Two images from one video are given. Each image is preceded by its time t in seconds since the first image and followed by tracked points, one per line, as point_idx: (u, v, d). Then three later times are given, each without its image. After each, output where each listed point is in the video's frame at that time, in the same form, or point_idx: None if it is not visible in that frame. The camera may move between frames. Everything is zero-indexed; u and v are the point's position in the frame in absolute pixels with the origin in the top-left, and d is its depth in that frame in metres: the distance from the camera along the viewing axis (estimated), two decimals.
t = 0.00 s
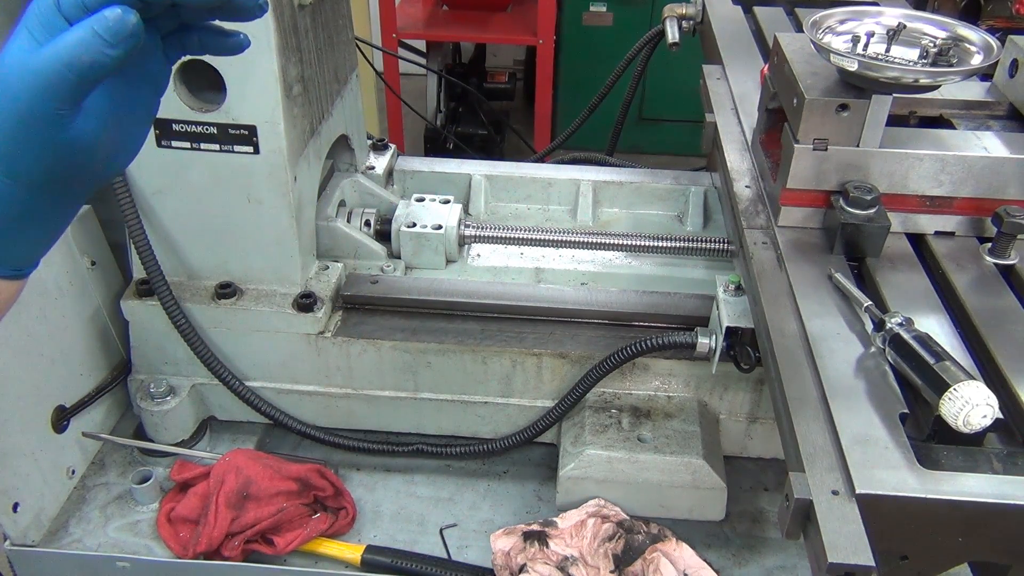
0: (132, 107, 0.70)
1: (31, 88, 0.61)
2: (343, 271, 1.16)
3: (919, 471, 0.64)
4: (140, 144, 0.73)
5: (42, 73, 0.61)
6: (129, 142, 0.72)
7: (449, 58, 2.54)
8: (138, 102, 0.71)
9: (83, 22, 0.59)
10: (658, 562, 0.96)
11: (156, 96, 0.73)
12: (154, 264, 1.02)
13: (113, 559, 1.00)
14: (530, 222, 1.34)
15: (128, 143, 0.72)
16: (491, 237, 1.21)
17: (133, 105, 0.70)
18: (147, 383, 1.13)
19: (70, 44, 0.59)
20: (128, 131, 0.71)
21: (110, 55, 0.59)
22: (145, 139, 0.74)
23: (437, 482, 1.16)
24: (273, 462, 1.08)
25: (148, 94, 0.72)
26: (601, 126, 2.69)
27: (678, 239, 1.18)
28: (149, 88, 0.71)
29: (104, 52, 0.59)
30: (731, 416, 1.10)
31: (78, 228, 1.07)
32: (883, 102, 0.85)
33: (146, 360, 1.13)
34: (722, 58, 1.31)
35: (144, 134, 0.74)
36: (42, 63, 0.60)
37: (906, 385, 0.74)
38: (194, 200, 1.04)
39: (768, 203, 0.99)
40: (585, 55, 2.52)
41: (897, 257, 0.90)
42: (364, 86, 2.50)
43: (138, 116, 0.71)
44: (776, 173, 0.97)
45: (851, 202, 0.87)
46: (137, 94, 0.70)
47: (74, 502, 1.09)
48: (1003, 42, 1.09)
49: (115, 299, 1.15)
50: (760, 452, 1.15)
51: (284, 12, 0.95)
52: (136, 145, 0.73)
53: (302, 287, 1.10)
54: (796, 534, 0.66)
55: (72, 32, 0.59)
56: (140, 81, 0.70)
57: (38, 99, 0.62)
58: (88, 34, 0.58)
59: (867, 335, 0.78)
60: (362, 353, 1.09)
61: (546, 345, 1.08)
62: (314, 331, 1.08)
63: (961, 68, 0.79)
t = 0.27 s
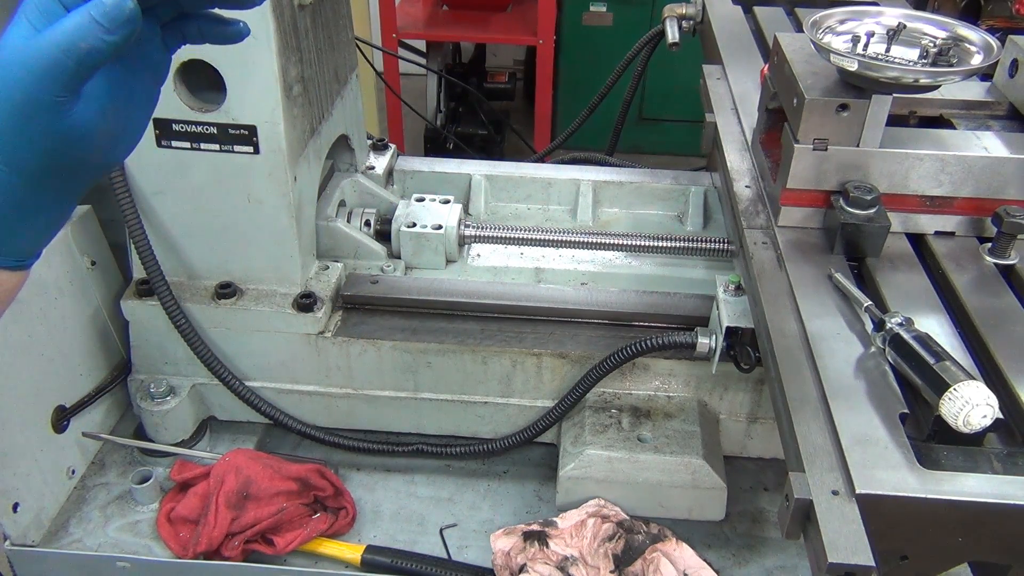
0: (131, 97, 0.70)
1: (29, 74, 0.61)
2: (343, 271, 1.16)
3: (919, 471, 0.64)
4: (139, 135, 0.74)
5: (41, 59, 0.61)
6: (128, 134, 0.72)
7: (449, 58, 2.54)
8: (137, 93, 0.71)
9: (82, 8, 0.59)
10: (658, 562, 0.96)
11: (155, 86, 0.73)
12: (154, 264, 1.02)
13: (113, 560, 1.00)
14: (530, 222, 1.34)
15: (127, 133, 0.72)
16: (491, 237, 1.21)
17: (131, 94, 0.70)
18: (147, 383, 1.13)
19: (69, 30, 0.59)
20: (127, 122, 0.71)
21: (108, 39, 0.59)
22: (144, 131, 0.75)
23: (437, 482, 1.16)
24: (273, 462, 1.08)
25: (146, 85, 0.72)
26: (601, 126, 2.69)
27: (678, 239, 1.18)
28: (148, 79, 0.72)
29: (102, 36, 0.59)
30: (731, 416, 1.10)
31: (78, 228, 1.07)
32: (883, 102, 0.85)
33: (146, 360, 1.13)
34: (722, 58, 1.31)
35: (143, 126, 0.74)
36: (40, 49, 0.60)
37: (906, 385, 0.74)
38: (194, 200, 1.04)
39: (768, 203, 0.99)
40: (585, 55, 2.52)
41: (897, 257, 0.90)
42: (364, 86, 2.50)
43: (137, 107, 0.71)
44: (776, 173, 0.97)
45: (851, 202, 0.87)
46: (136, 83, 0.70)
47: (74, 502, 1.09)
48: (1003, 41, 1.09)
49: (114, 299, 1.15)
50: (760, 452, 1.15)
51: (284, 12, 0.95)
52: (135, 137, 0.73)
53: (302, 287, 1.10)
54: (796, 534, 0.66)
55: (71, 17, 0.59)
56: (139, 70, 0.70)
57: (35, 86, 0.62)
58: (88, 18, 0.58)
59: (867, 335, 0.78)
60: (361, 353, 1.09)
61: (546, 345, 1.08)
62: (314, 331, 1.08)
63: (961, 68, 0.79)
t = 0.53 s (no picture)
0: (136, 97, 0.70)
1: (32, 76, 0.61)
2: (343, 271, 1.16)
3: (919, 471, 0.64)
4: (143, 136, 0.73)
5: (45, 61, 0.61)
6: (132, 134, 0.72)
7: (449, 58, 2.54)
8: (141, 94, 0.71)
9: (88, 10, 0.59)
10: (658, 562, 0.96)
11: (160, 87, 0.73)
12: (154, 264, 1.02)
13: (113, 560, 1.00)
14: (530, 222, 1.34)
15: (131, 134, 0.72)
16: (491, 237, 1.21)
17: (136, 95, 0.70)
18: (147, 383, 1.13)
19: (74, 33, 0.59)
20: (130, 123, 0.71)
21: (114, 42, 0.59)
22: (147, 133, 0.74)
23: (437, 482, 1.16)
24: (273, 463, 1.08)
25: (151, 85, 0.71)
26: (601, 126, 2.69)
27: (678, 239, 1.18)
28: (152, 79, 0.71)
29: (107, 38, 0.59)
30: (731, 416, 1.10)
31: (78, 228, 1.07)
32: (882, 103, 0.85)
33: (146, 360, 1.13)
34: (722, 58, 1.31)
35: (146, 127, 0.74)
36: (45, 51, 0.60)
37: (906, 385, 0.74)
38: (194, 200, 1.04)
39: (768, 203, 0.99)
40: (585, 55, 2.52)
41: (897, 257, 0.90)
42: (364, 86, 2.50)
43: (141, 109, 0.71)
44: (776, 172, 0.97)
45: (851, 202, 0.87)
46: (141, 85, 0.70)
47: (74, 502, 1.09)
48: (1003, 41, 1.09)
49: (115, 299, 1.15)
50: (760, 452, 1.14)
51: (284, 12, 0.95)
52: (138, 138, 0.73)
53: (302, 287, 1.10)
54: (796, 534, 0.66)
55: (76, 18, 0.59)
56: (145, 71, 0.70)
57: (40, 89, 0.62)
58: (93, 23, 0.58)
59: (867, 335, 0.78)
60: (362, 353, 1.09)
61: (546, 345, 1.08)
62: (314, 331, 1.08)
63: (961, 69, 0.79)
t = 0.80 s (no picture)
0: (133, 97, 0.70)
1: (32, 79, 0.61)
2: (343, 271, 1.16)
3: (919, 471, 0.64)
4: (143, 134, 0.73)
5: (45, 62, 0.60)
6: (130, 135, 0.72)
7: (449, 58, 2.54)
8: (139, 95, 0.71)
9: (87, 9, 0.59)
10: (658, 562, 0.96)
11: (158, 87, 0.73)
12: (154, 264, 1.02)
13: (113, 560, 1.00)
14: (530, 222, 1.34)
15: (128, 135, 0.71)
16: (491, 237, 1.21)
17: (133, 95, 0.70)
18: (147, 383, 1.13)
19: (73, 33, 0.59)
20: (128, 123, 0.71)
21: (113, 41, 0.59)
22: (146, 134, 0.74)
23: (437, 482, 1.16)
24: (273, 463, 1.08)
25: (149, 86, 0.71)
26: (601, 126, 2.69)
27: (678, 239, 1.18)
28: (150, 79, 0.71)
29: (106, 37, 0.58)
30: (731, 416, 1.10)
31: (78, 228, 1.07)
32: (882, 103, 0.85)
33: (146, 360, 1.13)
34: (722, 58, 1.30)
35: (144, 129, 0.73)
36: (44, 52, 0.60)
37: (906, 385, 0.74)
38: (194, 200, 1.04)
39: (767, 203, 0.99)
40: (585, 55, 2.52)
41: (897, 257, 0.90)
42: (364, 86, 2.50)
43: (139, 110, 0.71)
44: (776, 172, 0.97)
45: (851, 202, 0.87)
46: (139, 86, 0.70)
47: (74, 502, 1.09)
48: (1003, 42, 1.09)
49: (115, 299, 1.15)
50: (760, 452, 1.14)
51: (284, 12, 0.95)
52: (138, 137, 0.73)
53: (302, 287, 1.10)
54: (796, 534, 0.66)
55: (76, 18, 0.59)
56: (143, 72, 0.70)
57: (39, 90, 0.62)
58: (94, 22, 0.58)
59: (867, 335, 0.78)
60: (361, 353, 1.09)
61: (546, 345, 1.08)
62: (314, 331, 1.08)
63: (961, 68, 0.79)
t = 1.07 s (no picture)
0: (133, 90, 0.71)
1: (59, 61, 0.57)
2: (343, 271, 1.16)
3: (919, 471, 0.64)
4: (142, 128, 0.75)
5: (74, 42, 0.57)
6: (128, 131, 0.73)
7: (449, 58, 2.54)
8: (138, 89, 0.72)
9: None
10: (658, 562, 0.96)
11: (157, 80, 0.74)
12: (154, 264, 1.02)
13: (113, 559, 1.00)
14: (530, 222, 1.34)
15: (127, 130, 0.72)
16: (491, 237, 1.21)
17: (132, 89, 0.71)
18: (147, 383, 1.13)
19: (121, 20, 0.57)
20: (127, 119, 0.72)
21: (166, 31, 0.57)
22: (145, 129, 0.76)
23: (437, 482, 1.16)
24: (273, 463, 1.08)
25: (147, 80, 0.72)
26: (601, 126, 2.69)
27: (678, 239, 1.18)
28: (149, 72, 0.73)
29: None
30: (731, 416, 1.10)
31: (78, 228, 1.07)
32: (882, 103, 0.85)
33: (146, 360, 1.13)
34: (722, 58, 1.31)
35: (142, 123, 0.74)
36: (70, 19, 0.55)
37: (906, 385, 0.74)
38: (194, 200, 1.04)
39: (768, 203, 0.99)
40: (585, 55, 2.52)
41: (897, 257, 0.90)
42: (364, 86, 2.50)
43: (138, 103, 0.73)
44: (776, 172, 0.97)
45: (851, 202, 0.87)
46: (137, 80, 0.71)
47: (74, 502, 1.09)
48: (1003, 42, 1.09)
49: (115, 299, 1.15)
50: (760, 452, 1.14)
51: (284, 12, 0.95)
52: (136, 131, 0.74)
53: (302, 287, 1.10)
54: (796, 534, 0.66)
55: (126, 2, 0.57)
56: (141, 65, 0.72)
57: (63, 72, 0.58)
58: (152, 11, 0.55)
59: (867, 335, 0.78)
60: (361, 353, 1.09)
61: (546, 345, 1.08)
62: (314, 331, 1.08)
63: (960, 68, 0.79)
